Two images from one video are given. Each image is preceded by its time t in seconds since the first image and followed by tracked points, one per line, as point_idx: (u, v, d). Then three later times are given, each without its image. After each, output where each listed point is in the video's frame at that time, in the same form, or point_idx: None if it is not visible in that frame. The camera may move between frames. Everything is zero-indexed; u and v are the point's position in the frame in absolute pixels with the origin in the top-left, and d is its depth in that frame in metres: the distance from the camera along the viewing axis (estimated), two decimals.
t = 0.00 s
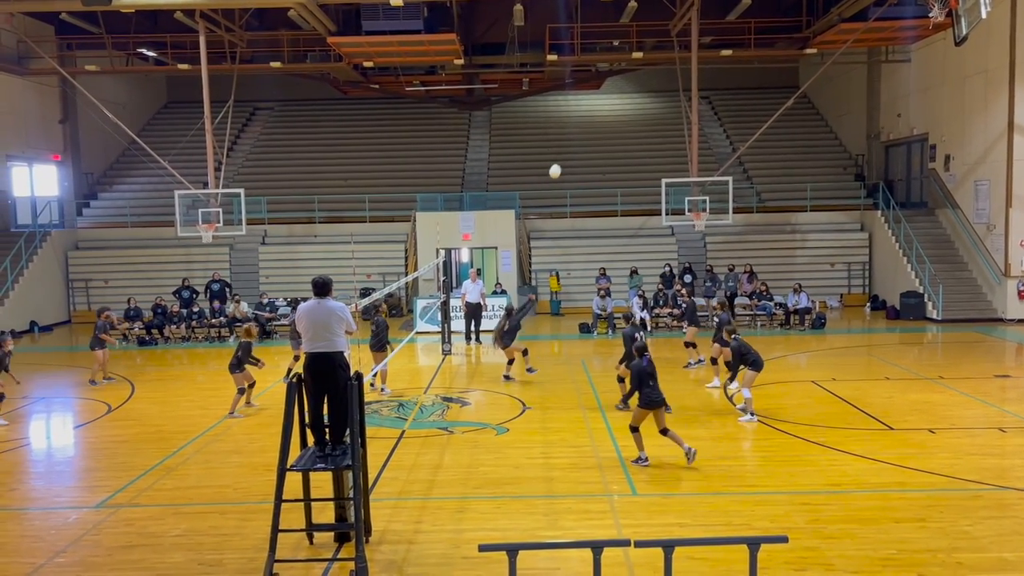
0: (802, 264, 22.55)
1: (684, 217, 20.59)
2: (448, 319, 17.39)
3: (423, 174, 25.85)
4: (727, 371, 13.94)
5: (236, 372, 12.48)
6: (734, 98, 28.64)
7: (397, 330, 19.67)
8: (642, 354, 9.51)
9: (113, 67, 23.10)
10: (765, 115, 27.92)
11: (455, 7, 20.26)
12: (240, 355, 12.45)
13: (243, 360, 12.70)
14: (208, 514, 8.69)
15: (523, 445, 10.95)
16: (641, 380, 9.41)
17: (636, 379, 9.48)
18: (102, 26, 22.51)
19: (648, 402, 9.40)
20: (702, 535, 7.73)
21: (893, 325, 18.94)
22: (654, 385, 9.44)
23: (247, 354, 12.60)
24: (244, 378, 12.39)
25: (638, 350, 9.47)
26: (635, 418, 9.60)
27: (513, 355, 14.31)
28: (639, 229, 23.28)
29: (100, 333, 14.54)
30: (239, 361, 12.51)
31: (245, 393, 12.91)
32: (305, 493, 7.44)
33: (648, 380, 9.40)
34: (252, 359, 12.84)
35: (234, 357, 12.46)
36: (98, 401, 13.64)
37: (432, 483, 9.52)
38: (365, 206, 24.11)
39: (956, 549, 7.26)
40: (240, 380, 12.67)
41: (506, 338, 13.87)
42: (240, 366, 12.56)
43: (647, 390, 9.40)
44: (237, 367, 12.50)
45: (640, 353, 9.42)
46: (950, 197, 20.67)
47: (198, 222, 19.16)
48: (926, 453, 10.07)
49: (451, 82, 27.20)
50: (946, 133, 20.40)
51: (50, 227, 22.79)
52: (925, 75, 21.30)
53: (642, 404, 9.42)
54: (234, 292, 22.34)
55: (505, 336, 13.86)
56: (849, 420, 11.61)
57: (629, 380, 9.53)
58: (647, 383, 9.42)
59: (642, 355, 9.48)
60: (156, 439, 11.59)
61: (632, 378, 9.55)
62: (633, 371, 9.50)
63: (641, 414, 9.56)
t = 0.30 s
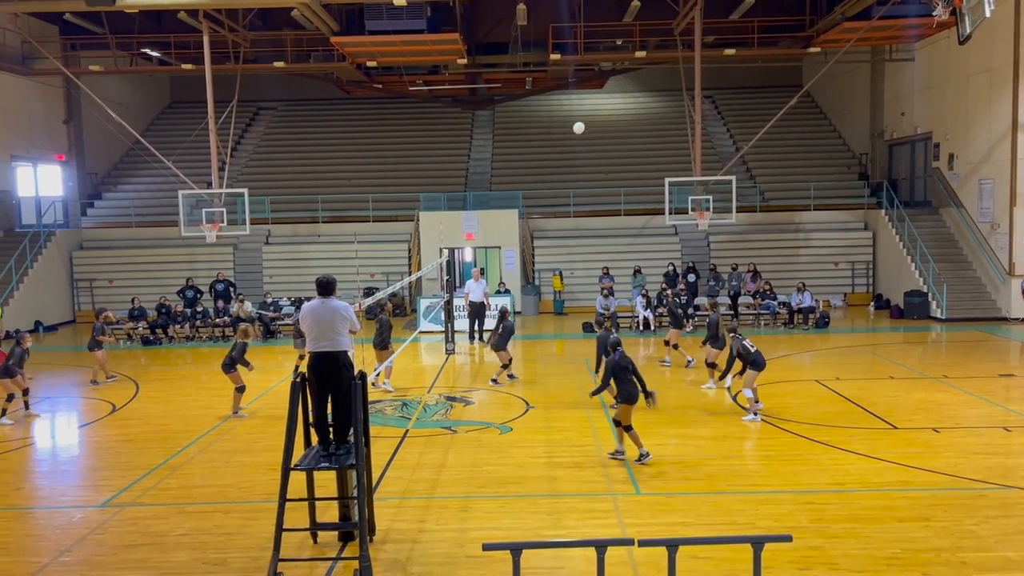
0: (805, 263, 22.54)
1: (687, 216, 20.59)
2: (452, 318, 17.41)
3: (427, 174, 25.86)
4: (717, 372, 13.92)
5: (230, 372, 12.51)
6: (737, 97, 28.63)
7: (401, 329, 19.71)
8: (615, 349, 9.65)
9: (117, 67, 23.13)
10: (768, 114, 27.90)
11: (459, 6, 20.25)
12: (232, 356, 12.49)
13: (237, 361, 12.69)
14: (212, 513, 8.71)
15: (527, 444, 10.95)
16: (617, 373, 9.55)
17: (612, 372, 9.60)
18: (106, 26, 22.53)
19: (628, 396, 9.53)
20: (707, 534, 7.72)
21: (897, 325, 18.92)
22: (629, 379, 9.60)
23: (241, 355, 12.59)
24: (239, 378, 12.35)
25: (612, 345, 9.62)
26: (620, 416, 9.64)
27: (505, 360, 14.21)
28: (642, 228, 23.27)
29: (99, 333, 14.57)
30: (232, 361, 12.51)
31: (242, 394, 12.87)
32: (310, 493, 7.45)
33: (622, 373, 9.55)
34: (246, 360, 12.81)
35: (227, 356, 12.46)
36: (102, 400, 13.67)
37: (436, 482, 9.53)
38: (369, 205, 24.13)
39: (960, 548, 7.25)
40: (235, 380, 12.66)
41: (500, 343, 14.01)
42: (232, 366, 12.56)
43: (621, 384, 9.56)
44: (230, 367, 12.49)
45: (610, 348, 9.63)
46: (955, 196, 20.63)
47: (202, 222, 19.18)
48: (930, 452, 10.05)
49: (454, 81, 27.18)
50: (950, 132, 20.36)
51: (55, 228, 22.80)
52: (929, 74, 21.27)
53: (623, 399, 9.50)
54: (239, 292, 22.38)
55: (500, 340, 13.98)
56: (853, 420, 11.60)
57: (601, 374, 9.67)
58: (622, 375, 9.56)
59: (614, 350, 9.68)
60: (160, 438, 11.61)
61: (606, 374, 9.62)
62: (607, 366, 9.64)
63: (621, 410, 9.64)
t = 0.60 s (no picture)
0: (809, 262, 22.51)
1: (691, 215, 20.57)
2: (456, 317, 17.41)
3: (430, 173, 25.86)
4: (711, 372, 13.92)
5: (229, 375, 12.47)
6: (740, 96, 28.60)
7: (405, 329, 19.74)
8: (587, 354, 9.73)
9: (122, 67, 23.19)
10: (771, 113, 27.86)
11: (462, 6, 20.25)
12: (225, 360, 12.39)
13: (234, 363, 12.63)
14: (216, 512, 8.72)
15: (531, 444, 10.94)
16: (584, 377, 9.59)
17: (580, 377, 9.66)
18: (110, 26, 22.59)
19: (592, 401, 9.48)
20: (711, 533, 7.72)
21: (901, 324, 18.90)
22: (598, 385, 9.55)
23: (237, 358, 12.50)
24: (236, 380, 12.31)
25: (584, 349, 9.70)
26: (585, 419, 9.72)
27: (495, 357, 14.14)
28: (646, 227, 23.25)
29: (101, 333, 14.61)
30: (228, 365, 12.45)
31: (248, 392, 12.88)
32: (314, 492, 7.45)
33: (589, 378, 9.57)
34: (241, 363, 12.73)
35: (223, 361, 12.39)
36: (106, 400, 13.70)
37: (439, 482, 9.53)
38: (372, 205, 24.13)
39: (965, 548, 7.24)
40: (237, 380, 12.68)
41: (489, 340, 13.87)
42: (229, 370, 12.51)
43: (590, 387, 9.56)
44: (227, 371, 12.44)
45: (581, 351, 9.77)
46: (959, 195, 20.57)
47: (206, 222, 19.23)
48: (935, 452, 10.03)
49: (458, 81, 27.17)
50: (955, 130, 20.30)
51: (60, 227, 22.84)
52: (933, 73, 21.24)
53: (586, 404, 9.48)
54: (243, 291, 22.43)
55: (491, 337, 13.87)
56: (858, 419, 11.58)
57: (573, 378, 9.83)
58: (588, 380, 9.58)
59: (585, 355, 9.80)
60: (165, 438, 11.64)
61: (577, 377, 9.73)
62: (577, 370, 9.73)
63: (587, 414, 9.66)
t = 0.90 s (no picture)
0: (814, 261, 22.48)
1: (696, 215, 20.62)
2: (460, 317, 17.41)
3: (435, 173, 25.87)
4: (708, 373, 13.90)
5: (217, 373, 12.48)
6: (744, 95, 28.57)
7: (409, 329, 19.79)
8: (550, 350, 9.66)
9: (126, 67, 23.23)
10: (776, 112, 27.82)
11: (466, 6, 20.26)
12: (217, 357, 12.48)
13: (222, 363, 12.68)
14: (221, 512, 8.73)
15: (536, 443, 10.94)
16: (549, 376, 9.54)
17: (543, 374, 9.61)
18: (115, 26, 22.65)
19: (556, 399, 9.51)
20: (716, 533, 7.70)
21: (906, 323, 18.86)
22: (561, 383, 9.56)
23: (227, 356, 12.60)
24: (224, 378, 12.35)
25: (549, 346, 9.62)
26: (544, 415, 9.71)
27: (485, 358, 13.98)
28: (650, 227, 23.23)
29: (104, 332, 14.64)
30: (217, 363, 12.52)
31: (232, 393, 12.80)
32: (318, 492, 7.46)
33: (553, 376, 9.54)
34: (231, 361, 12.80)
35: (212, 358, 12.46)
36: (111, 400, 13.73)
37: (444, 481, 9.53)
38: (377, 205, 24.15)
39: (970, 547, 7.23)
40: (223, 381, 12.65)
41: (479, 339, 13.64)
42: (218, 367, 12.54)
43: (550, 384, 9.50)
44: (216, 369, 12.47)
45: (543, 350, 9.76)
46: (964, 194, 20.53)
47: (211, 222, 19.27)
48: (940, 451, 10.00)
49: (462, 80, 27.24)
50: (960, 129, 20.26)
51: (65, 227, 22.90)
52: (938, 72, 21.21)
53: (550, 400, 9.51)
54: (248, 291, 22.49)
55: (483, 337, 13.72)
56: (862, 419, 11.56)
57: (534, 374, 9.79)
58: (551, 378, 9.56)
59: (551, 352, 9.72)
60: (170, 437, 11.67)
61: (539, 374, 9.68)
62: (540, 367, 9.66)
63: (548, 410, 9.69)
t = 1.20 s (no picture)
0: (820, 261, 22.42)
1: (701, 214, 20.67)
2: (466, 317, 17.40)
3: (440, 173, 25.87)
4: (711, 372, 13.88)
5: (216, 373, 12.47)
6: (750, 94, 28.52)
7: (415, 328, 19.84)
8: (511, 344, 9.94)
9: (132, 68, 23.28)
10: (781, 111, 27.77)
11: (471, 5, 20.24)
12: (215, 358, 12.52)
13: (220, 363, 12.71)
14: (227, 511, 8.74)
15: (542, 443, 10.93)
16: (510, 369, 9.80)
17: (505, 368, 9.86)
18: (121, 27, 22.71)
19: (517, 394, 9.75)
20: (722, 533, 7.69)
21: (913, 322, 18.80)
22: (524, 378, 9.82)
23: (226, 356, 12.65)
24: (221, 378, 12.39)
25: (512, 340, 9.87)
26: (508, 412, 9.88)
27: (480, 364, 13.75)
28: (655, 226, 23.19)
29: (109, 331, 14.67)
30: (217, 362, 12.57)
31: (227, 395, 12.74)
32: (324, 491, 7.46)
33: (516, 370, 9.80)
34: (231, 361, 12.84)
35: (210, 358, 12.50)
36: (117, 399, 13.75)
37: (450, 481, 9.53)
38: (382, 205, 24.17)
39: (977, 547, 7.20)
40: (220, 381, 12.64)
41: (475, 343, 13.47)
42: (216, 365, 12.57)
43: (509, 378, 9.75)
44: (214, 369, 12.49)
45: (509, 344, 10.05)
46: (971, 193, 20.46)
47: (216, 222, 19.31)
48: (948, 451, 9.97)
49: (467, 80, 27.27)
50: (967, 127, 20.19)
51: (71, 228, 22.97)
52: (945, 70, 21.14)
53: (511, 394, 9.72)
54: (254, 291, 22.54)
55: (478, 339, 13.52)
56: (868, 418, 11.52)
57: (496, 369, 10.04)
58: (513, 372, 9.81)
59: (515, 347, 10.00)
60: (176, 437, 11.69)
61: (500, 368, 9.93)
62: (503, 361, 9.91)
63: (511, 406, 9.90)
